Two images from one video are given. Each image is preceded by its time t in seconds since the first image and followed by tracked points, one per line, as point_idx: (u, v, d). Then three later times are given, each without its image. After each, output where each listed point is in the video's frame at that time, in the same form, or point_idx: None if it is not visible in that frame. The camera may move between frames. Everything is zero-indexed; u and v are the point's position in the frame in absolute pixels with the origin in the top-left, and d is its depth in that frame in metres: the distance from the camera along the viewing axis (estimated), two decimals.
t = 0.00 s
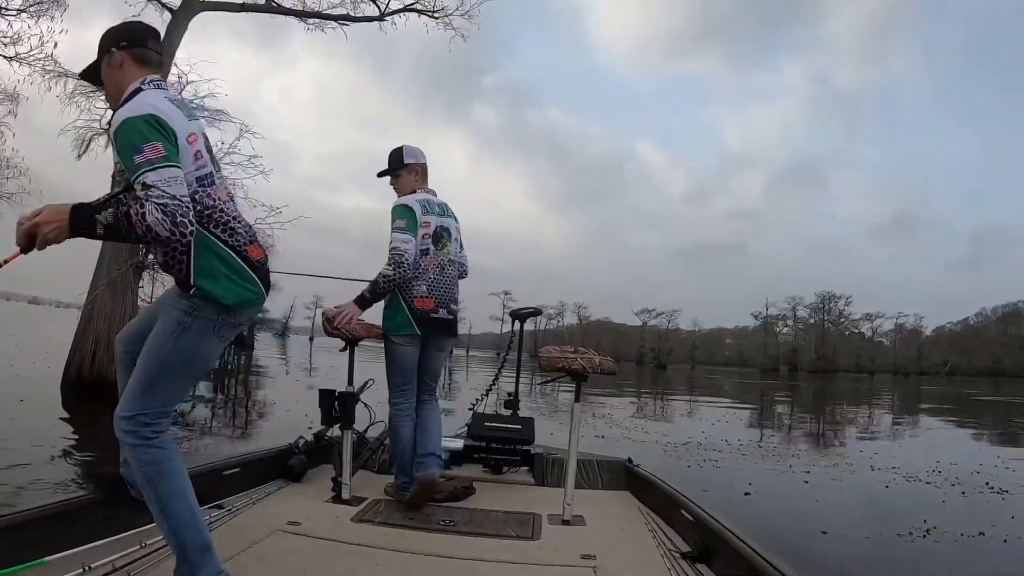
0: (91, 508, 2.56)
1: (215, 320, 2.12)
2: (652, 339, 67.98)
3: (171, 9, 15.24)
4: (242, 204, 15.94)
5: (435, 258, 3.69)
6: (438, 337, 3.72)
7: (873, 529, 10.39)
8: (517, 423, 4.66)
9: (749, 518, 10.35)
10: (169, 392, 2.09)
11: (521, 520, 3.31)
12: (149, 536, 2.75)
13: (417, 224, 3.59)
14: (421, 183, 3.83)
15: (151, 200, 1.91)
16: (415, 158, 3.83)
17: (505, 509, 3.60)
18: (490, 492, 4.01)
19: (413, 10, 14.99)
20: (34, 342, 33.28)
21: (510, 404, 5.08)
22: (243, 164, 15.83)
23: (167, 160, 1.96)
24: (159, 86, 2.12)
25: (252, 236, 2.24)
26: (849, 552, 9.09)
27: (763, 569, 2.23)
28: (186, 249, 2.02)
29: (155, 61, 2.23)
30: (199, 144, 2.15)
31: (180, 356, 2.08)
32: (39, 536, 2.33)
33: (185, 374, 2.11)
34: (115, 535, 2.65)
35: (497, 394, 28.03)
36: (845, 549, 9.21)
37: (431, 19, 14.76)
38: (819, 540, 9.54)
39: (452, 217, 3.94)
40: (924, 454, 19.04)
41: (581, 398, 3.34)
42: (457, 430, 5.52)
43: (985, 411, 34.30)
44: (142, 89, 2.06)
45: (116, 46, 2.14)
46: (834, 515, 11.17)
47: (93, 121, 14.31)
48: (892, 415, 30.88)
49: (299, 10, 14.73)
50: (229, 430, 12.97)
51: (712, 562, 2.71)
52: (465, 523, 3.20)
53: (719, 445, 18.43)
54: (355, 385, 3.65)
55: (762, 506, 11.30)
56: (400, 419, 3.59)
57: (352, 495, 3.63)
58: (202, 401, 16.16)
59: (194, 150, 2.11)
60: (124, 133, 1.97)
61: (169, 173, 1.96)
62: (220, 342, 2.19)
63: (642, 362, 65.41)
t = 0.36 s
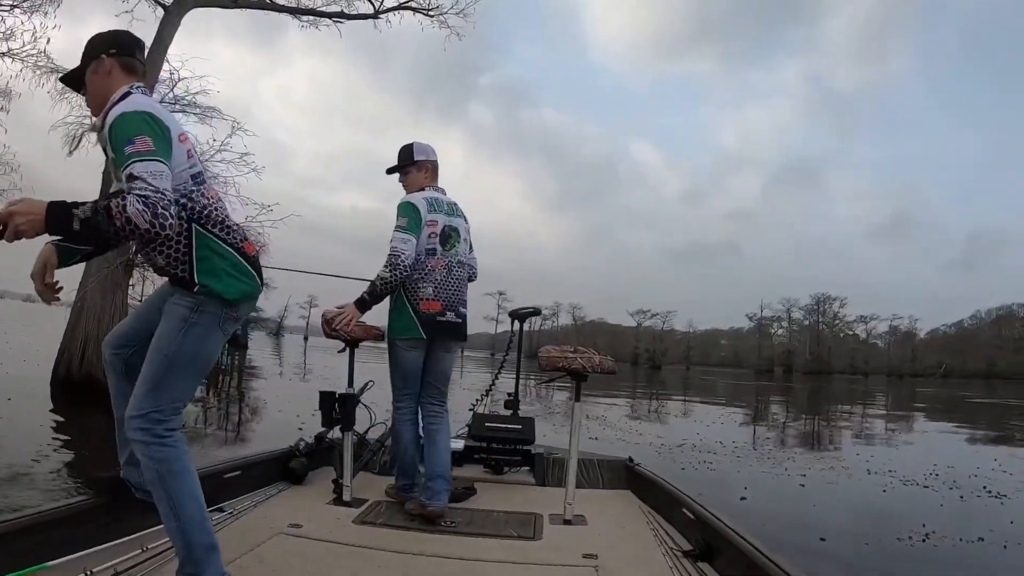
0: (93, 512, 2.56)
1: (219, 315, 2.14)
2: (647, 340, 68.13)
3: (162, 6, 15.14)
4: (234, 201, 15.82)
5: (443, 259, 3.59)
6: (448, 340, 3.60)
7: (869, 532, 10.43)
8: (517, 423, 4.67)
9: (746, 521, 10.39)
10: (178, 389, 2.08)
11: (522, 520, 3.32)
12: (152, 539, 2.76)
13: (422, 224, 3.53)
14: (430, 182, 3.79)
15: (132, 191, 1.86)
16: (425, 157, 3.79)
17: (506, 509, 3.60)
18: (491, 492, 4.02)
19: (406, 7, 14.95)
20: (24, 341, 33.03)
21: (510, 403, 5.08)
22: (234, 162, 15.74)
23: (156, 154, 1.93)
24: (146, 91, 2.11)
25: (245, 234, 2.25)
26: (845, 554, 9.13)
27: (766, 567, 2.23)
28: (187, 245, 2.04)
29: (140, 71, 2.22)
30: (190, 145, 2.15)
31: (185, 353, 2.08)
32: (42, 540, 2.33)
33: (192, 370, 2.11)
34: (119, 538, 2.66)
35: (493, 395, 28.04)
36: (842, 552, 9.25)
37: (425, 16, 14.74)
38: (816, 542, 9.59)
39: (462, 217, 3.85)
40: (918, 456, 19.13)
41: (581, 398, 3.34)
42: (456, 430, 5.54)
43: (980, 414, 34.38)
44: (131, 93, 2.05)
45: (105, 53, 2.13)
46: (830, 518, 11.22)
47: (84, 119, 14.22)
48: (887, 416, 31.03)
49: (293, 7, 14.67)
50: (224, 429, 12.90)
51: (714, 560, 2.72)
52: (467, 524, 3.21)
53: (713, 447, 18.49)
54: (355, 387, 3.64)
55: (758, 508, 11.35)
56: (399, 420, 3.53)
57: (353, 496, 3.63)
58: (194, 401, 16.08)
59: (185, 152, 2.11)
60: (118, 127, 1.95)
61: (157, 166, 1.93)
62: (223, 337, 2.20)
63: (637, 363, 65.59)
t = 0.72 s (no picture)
0: (91, 510, 2.55)
1: (227, 307, 2.15)
2: (642, 340, 68.17)
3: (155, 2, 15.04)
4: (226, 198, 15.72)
5: (451, 254, 3.54)
6: (457, 337, 3.54)
7: (864, 535, 10.45)
8: (516, 424, 4.67)
9: (742, 523, 10.40)
10: (186, 380, 2.08)
11: (520, 521, 3.32)
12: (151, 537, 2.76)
13: (426, 218, 3.48)
14: (434, 176, 3.77)
15: (151, 161, 1.85)
16: (430, 150, 3.77)
17: (505, 510, 3.60)
18: (490, 493, 4.02)
19: (401, 5, 14.91)
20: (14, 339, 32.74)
21: (510, 404, 5.08)
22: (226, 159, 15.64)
23: (176, 131, 1.95)
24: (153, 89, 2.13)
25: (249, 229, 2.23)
26: (840, 556, 9.15)
27: (764, 569, 2.24)
28: (195, 233, 2.05)
29: (142, 74, 2.24)
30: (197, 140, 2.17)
31: (195, 344, 2.08)
32: (39, 537, 2.32)
33: (199, 362, 2.11)
34: (117, 537, 2.65)
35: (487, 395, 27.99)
36: (837, 554, 9.27)
37: (420, 14, 14.70)
38: (812, 545, 9.61)
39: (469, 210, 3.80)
40: (912, 459, 19.21)
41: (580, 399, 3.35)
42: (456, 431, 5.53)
43: (975, 415, 34.53)
44: (138, 89, 2.07)
45: (112, 51, 2.13)
46: (825, 521, 11.25)
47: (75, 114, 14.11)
48: (882, 418, 31.14)
49: (287, 4, 14.61)
50: (217, 429, 12.84)
51: (712, 562, 2.73)
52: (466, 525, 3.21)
53: (708, 449, 18.52)
54: (355, 386, 3.64)
55: (754, 510, 11.36)
56: (396, 421, 3.53)
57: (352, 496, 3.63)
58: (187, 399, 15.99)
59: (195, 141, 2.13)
60: (136, 113, 1.97)
61: (178, 141, 1.93)
62: (229, 330, 2.21)
63: (631, 363, 65.62)
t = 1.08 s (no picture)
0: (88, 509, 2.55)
1: (253, 301, 2.07)
2: (637, 339, 68.32)
3: None
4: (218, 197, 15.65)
5: (452, 250, 3.54)
6: (460, 337, 3.54)
7: (860, 535, 10.49)
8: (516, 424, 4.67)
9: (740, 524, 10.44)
10: (210, 379, 2.04)
11: (519, 522, 3.32)
12: (148, 535, 2.76)
13: (428, 212, 3.45)
14: (432, 169, 3.76)
15: (190, 194, 1.81)
16: (428, 144, 3.76)
17: (504, 511, 3.60)
18: (489, 493, 4.02)
19: (394, 2, 14.85)
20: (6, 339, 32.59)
21: (509, 405, 5.08)
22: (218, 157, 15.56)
23: (216, 154, 1.88)
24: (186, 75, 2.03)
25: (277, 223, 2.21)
26: (836, 557, 9.20)
27: (762, 571, 2.24)
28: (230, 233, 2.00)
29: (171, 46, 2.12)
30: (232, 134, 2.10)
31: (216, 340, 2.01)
32: (34, 535, 2.32)
33: (222, 357, 2.05)
34: (114, 535, 2.65)
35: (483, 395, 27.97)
36: (834, 554, 9.31)
37: (413, 11, 14.66)
38: (809, 545, 9.64)
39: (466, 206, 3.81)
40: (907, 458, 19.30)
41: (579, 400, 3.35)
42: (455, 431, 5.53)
43: (971, 415, 34.57)
44: (171, 78, 1.97)
45: (146, 21, 2.02)
46: (821, 521, 11.28)
47: (65, 112, 14.01)
48: (877, 416, 31.28)
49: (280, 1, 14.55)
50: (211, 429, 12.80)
51: (710, 564, 2.73)
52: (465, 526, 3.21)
53: (703, 448, 18.57)
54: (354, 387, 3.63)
55: (751, 511, 11.40)
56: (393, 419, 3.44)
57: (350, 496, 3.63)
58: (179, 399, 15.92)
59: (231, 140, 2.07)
60: (175, 119, 1.89)
61: (215, 166, 1.86)
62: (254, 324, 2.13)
63: (626, 362, 65.75)
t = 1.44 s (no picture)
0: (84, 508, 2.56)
1: (294, 298, 2.12)
2: (633, 339, 68.40)
3: None
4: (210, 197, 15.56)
5: (448, 247, 3.56)
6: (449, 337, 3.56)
7: (858, 534, 10.53)
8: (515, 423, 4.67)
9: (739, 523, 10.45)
10: (249, 381, 2.04)
11: (519, 521, 3.32)
12: (147, 534, 2.76)
13: (431, 203, 3.45)
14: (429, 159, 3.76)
15: (230, 168, 1.82)
16: (429, 134, 3.76)
17: (504, 509, 3.60)
18: (489, 492, 4.02)
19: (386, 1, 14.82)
20: None
21: (508, 403, 5.08)
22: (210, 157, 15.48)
23: (266, 135, 1.90)
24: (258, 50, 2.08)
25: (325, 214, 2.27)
26: (835, 556, 9.22)
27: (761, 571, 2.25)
28: (270, 228, 2.04)
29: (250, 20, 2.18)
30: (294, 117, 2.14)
31: (260, 343, 2.04)
32: (29, 535, 2.32)
33: (264, 360, 2.08)
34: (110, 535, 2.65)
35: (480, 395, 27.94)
36: (832, 554, 9.34)
37: (405, 10, 14.62)
38: (809, 545, 9.66)
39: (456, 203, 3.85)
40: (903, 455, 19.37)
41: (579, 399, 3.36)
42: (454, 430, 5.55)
43: (968, 412, 34.69)
44: (241, 49, 2.02)
45: None
46: (819, 519, 11.30)
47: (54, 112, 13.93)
48: (872, 414, 31.40)
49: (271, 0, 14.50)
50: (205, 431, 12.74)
51: (710, 564, 2.73)
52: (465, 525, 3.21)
53: (699, 447, 18.61)
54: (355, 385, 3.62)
55: (750, 510, 11.42)
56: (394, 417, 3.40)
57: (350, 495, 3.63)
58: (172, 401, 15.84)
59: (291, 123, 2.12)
60: (232, 91, 1.93)
61: (262, 147, 1.88)
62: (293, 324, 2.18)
63: (622, 361, 65.85)
